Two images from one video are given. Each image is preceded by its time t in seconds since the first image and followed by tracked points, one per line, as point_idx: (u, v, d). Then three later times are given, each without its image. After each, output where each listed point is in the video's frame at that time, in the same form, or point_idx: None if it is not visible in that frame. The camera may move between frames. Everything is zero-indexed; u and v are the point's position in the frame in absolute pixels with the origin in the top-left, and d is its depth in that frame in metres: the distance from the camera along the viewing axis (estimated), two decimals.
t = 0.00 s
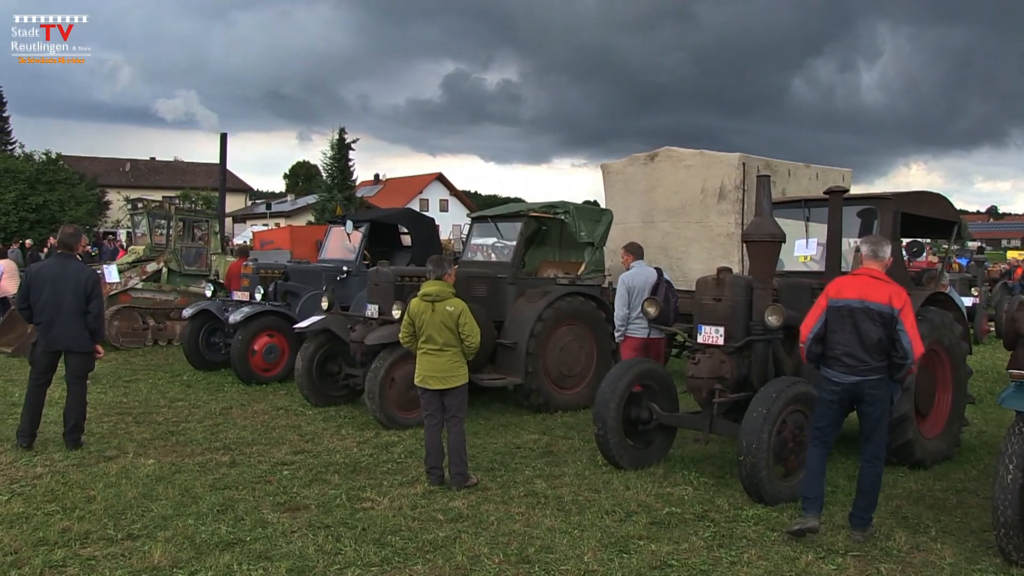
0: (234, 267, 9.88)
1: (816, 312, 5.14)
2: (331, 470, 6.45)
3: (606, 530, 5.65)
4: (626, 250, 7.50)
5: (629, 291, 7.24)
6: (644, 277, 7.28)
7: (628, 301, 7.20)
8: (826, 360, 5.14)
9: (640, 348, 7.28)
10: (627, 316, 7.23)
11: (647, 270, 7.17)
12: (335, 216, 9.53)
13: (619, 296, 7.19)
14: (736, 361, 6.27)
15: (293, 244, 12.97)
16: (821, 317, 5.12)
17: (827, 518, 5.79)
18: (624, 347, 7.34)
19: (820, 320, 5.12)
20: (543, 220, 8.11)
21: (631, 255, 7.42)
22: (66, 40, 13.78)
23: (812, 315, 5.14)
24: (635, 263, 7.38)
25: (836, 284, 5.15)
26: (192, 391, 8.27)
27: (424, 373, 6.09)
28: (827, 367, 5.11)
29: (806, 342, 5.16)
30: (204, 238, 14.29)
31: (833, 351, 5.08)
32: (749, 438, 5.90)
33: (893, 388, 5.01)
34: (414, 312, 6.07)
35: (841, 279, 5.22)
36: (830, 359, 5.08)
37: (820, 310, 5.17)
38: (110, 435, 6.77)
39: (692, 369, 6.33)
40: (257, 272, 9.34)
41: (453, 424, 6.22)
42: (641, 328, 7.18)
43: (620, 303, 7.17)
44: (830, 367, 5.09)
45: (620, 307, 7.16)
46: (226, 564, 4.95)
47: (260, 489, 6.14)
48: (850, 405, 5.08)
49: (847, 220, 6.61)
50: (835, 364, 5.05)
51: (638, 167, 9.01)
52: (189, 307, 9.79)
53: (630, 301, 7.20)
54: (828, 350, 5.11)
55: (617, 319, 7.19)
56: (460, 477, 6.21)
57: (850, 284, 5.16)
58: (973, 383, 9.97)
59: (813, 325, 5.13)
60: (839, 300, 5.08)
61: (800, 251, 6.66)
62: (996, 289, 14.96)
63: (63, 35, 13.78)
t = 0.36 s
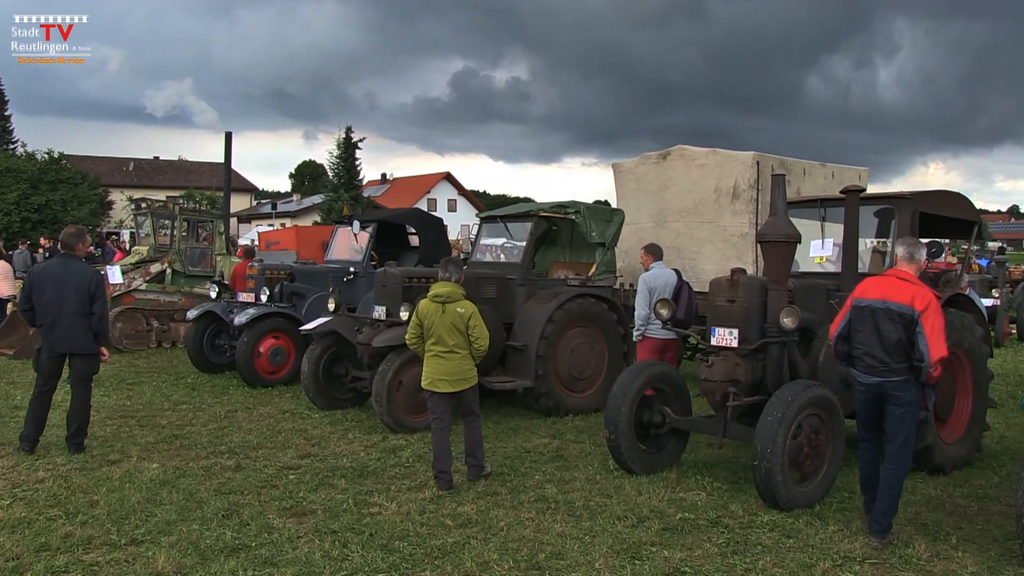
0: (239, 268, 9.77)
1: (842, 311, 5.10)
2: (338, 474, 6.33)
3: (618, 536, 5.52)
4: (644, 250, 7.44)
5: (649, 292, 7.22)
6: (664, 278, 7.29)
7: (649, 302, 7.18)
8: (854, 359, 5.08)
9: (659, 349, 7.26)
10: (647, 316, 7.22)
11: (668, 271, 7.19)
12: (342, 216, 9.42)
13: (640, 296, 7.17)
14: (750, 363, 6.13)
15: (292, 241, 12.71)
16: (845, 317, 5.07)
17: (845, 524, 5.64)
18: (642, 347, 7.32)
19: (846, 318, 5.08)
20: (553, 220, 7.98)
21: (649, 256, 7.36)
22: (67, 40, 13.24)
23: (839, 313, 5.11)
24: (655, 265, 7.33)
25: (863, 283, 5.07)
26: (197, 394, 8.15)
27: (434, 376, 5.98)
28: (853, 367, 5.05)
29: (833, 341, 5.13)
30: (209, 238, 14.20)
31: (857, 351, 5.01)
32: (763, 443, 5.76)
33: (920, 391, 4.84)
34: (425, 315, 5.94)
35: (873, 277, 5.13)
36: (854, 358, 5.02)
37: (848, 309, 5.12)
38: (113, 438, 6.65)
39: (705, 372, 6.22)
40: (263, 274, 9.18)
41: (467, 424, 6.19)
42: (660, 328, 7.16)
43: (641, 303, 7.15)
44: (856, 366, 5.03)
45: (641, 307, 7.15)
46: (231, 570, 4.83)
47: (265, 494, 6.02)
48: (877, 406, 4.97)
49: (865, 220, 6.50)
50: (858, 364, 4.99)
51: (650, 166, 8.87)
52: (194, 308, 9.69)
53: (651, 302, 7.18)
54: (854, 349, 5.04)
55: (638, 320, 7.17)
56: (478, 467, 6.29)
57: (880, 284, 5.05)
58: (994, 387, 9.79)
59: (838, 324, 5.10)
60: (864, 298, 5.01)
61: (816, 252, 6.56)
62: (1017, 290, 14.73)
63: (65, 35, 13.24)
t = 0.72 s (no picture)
0: (241, 269, 9.65)
1: (866, 318, 5.02)
2: (342, 478, 6.21)
3: (627, 541, 5.40)
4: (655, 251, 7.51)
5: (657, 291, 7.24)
6: (672, 279, 7.29)
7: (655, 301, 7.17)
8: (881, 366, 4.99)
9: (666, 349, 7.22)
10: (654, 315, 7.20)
11: (677, 271, 7.21)
12: (346, 216, 9.30)
13: (647, 294, 7.19)
14: (761, 366, 6.01)
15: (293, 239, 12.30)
16: (869, 324, 5.00)
17: (859, 529, 5.52)
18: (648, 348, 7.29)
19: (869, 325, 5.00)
20: (560, 219, 7.84)
21: (659, 255, 7.41)
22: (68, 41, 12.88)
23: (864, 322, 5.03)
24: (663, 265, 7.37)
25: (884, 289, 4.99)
26: (199, 396, 8.04)
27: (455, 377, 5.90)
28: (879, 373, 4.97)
29: (858, 349, 5.05)
30: (209, 238, 14.14)
31: (882, 357, 4.92)
32: (773, 446, 5.65)
33: (949, 393, 4.73)
34: (447, 316, 5.89)
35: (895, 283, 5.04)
36: (881, 365, 4.94)
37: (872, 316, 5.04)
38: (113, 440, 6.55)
39: (715, 374, 6.11)
40: (265, 275, 9.11)
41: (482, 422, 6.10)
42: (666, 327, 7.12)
43: (647, 301, 7.15)
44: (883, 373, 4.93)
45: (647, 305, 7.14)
46: None
47: (268, 498, 5.91)
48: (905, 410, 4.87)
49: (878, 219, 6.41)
50: (885, 370, 4.90)
51: (659, 165, 8.73)
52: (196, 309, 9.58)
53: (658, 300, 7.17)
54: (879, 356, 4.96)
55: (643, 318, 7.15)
56: (490, 467, 6.23)
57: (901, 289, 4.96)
58: (1011, 390, 9.64)
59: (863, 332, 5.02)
60: (885, 305, 4.91)
61: (829, 252, 6.47)
62: None
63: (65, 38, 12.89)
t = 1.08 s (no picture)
0: (245, 268, 9.53)
1: (902, 316, 4.99)
2: (348, 483, 6.01)
3: (642, 548, 5.20)
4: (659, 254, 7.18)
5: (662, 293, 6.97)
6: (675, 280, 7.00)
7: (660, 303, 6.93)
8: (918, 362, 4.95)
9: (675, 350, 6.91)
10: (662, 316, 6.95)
11: (678, 272, 6.89)
12: (352, 214, 9.12)
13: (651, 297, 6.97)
14: (781, 367, 5.83)
15: (296, 237, 11.98)
16: (906, 321, 4.96)
17: (883, 536, 5.31)
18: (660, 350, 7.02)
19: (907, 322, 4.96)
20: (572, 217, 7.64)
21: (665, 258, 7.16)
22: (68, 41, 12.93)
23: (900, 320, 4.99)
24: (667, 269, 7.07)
25: (918, 286, 4.97)
26: (201, 399, 7.85)
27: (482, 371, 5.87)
28: (920, 370, 4.93)
29: (895, 347, 5.00)
30: (211, 238, 13.96)
31: (922, 354, 4.89)
32: (793, 450, 5.46)
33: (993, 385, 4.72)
34: (472, 311, 5.89)
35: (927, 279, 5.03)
36: (921, 362, 4.89)
37: (907, 314, 5.01)
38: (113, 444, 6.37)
39: (733, 376, 5.93)
40: (269, 275, 8.94)
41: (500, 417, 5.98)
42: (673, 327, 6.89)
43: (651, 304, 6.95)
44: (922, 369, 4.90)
45: (651, 308, 6.93)
46: None
47: (272, 504, 5.73)
48: (948, 409, 4.83)
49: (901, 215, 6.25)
50: (926, 366, 4.86)
51: (672, 161, 8.52)
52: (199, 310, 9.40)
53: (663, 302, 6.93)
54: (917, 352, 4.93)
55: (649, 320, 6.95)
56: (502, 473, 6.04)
57: (935, 285, 4.95)
58: None
59: (900, 330, 4.99)
60: (922, 301, 4.89)
61: (849, 249, 6.29)
62: None
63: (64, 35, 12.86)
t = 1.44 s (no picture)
0: (246, 267, 9.19)
1: (949, 318, 4.71)
2: (354, 494, 5.68)
3: (664, 564, 4.86)
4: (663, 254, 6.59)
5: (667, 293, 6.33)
6: (680, 278, 6.32)
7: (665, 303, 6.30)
8: (967, 366, 4.71)
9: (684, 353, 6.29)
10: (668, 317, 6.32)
11: (682, 271, 6.29)
12: (357, 212, 8.84)
13: (655, 297, 6.33)
14: (810, 372, 5.53)
15: (298, 235, 11.76)
16: (955, 323, 4.69)
17: (921, 553, 4.99)
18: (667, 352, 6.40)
19: (958, 325, 4.68)
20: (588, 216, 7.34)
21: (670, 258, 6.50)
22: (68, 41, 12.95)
23: (947, 322, 4.70)
24: (674, 266, 6.37)
25: (963, 285, 4.73)
26: (199, 403, 7.52)
27: (488, 375, 5.52)
28: (970, 373, 4.70)
29: (943, 351, 4.72)
30: (209, 236, 13.62)
31: (975, 357, 4.65)
32: (823, 460, 5.17)
33: None
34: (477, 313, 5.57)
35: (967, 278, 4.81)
36: (974, 365, 4.65)
37: (952, 315, 4.75)
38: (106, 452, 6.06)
39: (759, 382, 5.62)
40: (270, 275, 8.47)
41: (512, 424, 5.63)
42: (680, 330, 6.27)
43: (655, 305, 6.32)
44: (974, 373, 4.66)
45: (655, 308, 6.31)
46: None
47: (274, 516, 5.39)
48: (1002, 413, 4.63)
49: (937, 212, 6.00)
50: (981, 370, 4.62)
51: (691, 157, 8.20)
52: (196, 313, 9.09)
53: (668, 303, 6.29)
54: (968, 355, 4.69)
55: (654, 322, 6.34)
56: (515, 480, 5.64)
57: (978, 283, 4.74)
58: None
59: (949, 333, 4.70)
60: (975, 301, 4.66)
61: (883, 248, 6.02)
62: None
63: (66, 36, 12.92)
